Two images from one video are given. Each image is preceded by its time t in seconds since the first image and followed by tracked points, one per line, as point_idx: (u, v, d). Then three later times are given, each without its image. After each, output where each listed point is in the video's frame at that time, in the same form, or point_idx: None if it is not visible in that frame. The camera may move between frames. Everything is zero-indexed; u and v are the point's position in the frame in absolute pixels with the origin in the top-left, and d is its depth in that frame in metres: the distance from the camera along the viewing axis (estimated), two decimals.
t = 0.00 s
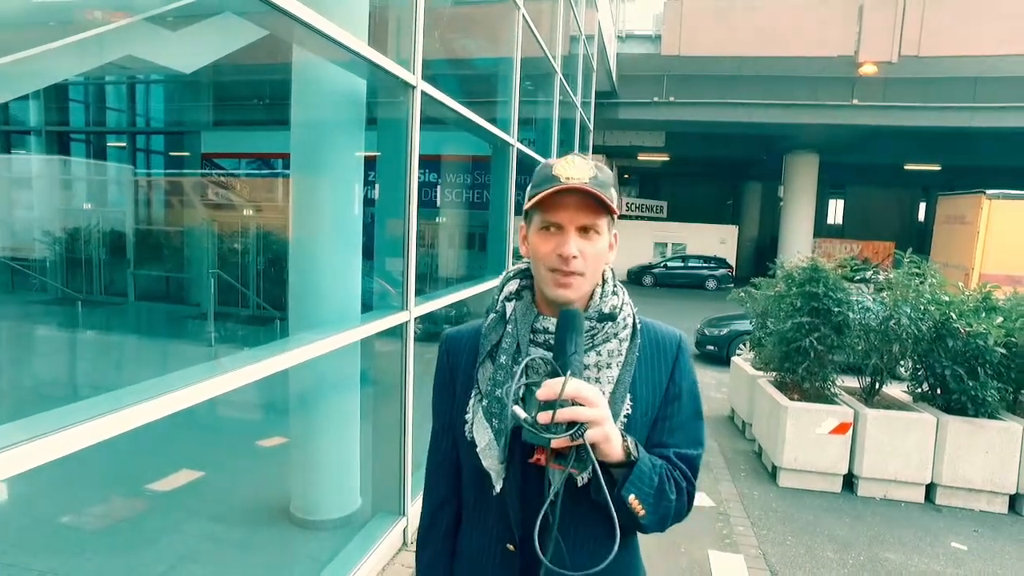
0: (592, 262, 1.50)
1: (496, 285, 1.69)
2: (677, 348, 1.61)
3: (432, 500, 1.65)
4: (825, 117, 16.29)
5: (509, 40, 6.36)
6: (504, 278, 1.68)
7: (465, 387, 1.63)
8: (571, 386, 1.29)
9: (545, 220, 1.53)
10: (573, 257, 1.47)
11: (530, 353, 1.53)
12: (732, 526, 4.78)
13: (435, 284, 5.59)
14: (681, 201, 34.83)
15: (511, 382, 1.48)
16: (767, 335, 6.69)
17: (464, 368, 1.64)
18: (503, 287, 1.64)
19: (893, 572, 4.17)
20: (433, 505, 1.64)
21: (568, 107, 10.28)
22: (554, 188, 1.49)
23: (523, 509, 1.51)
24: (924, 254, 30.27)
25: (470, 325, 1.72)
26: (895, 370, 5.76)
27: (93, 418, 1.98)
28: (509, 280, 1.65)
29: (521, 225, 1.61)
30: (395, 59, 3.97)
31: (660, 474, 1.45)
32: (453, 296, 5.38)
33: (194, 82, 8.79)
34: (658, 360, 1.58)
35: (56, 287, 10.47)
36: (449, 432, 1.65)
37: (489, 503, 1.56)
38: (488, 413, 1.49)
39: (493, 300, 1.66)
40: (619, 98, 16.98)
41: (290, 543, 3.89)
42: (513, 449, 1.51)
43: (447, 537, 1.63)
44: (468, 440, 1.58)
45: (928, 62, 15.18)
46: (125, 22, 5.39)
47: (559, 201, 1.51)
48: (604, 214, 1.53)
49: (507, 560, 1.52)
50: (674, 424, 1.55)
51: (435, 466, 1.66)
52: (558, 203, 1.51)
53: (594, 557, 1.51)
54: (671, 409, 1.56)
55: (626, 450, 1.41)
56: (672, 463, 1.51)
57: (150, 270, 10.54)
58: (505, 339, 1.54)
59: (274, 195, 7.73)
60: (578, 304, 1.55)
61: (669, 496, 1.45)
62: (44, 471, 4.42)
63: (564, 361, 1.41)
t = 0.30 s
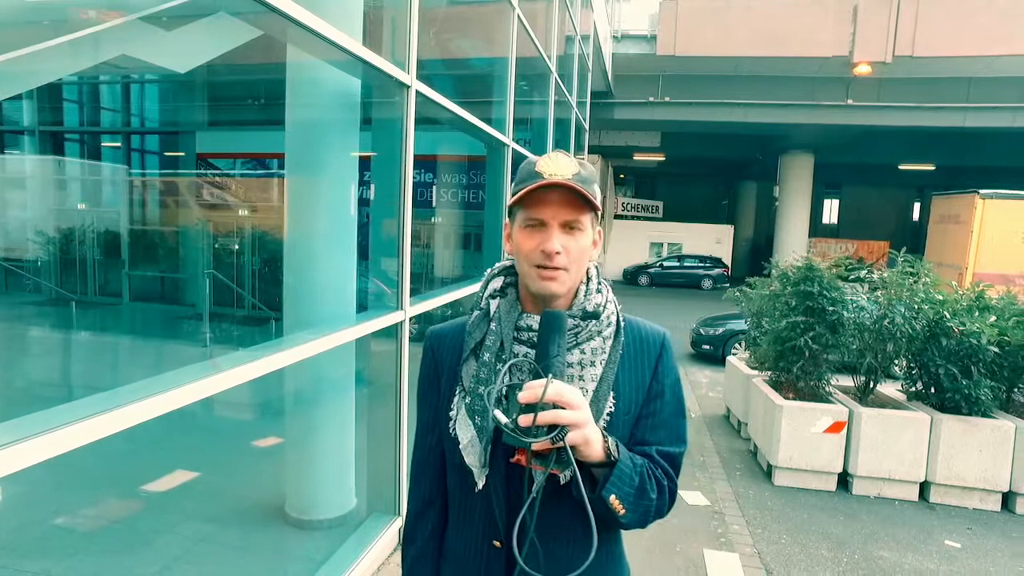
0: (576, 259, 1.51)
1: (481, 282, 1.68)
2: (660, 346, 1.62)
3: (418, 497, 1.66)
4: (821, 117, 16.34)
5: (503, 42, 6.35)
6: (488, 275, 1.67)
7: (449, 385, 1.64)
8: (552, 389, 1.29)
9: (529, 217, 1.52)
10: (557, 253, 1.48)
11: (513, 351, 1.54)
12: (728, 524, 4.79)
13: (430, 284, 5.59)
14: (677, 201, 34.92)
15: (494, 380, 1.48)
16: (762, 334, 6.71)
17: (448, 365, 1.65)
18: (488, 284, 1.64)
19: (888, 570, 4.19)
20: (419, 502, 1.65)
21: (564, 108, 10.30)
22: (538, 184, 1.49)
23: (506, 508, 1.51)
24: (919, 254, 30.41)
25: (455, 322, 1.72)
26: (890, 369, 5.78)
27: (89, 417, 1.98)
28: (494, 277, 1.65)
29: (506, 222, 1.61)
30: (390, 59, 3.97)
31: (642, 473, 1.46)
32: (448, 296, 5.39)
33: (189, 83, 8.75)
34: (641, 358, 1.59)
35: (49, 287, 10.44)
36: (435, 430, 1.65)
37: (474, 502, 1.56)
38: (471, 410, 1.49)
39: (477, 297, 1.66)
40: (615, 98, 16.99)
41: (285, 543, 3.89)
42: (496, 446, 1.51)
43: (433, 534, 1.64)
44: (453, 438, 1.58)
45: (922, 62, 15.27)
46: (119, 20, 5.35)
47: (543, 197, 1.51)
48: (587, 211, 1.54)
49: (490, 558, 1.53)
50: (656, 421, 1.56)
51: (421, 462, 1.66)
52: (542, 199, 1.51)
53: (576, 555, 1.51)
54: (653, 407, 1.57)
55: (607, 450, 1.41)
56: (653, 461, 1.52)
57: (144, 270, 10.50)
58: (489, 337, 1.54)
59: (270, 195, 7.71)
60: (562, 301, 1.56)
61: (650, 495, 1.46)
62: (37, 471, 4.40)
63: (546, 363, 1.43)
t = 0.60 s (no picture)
0: (566, 247, 1.50)
1: (471, 279, 1.68)
2: (652, 340, 1.62)
3: (411, 497, 1.65)
4: (817, 117, 16.37)
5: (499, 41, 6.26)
6: (479, 272, 1.67)
7: (441, 382, 1.63)
8: (546, 383, 1.29)
9: (518, 206, 1.53)
10: (547, 240, 1.47)
11: (505, 345, 1.53)
12: (724, 523, 4.80)
13: (426, 283, 5.59)
14: (674, 200, 34.95)
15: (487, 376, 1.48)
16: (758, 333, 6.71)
17: (440, 361, 1.64)
18: (478, 281, 1.64)
19: (883, 568, 4.20)
20: (412, 501, 1.65)
21: (560, 107, 10.31)
22: (526, 169, 1.51)
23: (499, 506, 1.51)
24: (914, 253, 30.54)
25: (446, 320, 1.71)
26: (886, 368, 5.79)
27: (81, 416, 1.96)
28: (484, 274, 1.64)
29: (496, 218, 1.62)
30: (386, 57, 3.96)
31: (636, 467, 1.46)
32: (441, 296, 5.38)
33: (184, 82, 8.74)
34: (633, 352, 1.58)
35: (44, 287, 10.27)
36: (427, 428, 1.64)
37: (466, 501, 1.56)
38: (465, 407, 1.50)
39: (468, 294, 1.66)
40: (610, 98, 17.03)
41: (281, 543, 3.88)
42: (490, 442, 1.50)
43: (426, 533, 1.64)
44: (445, 436, 1.57)
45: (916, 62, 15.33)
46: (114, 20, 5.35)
47: (531, 185, 1.52)
48: (576, 199, 1.55)
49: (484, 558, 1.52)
50: (649, 416, 1.56)
51: (413, 461, 1.66)
52: (530, 185, 1.52)
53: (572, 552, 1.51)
54: (647, 401, 1.56)
55: (602, 444, 1.41)
56: (647, 456, 1.52)
57: (139, 269, 10.47)
58: (481, 333, 1.54)
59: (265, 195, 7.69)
60: (553, 292, 1.54)
61: (644, 489, 1.46)
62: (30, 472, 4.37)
63: (539, 356, 1.43)
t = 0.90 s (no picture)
0: (564, 263, 1.51)
1: (463, 280, 1.68)
2: (642, 338, 1.62)
3: (403, 498, 1.65)
4: (813, 116, 16.40)
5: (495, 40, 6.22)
6: (469, 273, 1.67)
7: (433, 383, 1.63)
8: (538, 377, 1.29)
9: (518, 221, 1.51)
10: (547, 259, 1.48)
11: (497, 346, 1.53)
12: (721, 522, 4.80)
13: (423, 283, 5.58)
14: (671, 199, 34.94)
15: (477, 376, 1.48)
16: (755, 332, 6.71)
17: (431, 362, 1.65)
18: (470, 282, 1.64)
19: (879, 566, 4.21)
20: (405, 502, 1.65)
21: (557, 106, 10.30)
22: (528, 188, 1.48)
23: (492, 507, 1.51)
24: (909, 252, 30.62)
25: (437, 321, 1.71)
26: (882, 366, 5.80)
27: (77, 416, 1.96)
28: (476, 275, 1.64)
29: (490, 221, 1.59)
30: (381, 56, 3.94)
31: (627, 463, 1.46)
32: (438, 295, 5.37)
33: (180, 81, 8.70)
34: (623, 350, 1.59)
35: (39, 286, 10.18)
36: (419, 430, 1.64)
37: (459, 501, 1.56)
38: (456, 407, 1.49)
39: (459, 295, 1.66)
40: (607, 97, 17.01)
41: (277, 543, 3.87)
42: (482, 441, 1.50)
43: (419, 534, 1.64)
44: (438, 437, 1.57)
45: (911, 61, 15.40)
46: (108, 17, 5.27)
47: (532, 203, 1.50)
48: (576, 215, 1.53)
49: (477, 559, 1.52)
50: (639, 413, 1.56)
51: (405, 462, 1.65)
52: (531, 204, 1.50)
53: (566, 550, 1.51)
54: (637, 399, 1.57)
55: (592, 439, 1.42)
56: (639, 453, 1.52)
57: (135, 269, 10.43)
58: (472, 334, 1.54)
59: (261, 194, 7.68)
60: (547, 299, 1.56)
61: (636, 486, 1.46)
62: (25, 472, 4.35)
63: (530, 352, 1.44)
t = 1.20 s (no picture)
0: (558, 262, 1.51)
1: (459, 280, 1.67)
2: (639, 338, 1.62)
3: (402, 499, 1.65)
4: (810, 115, 16.42)
5: (493, 40, 6.23)
6: (465, 273, 1.66)
7: (431, 384, 1.62)
8: (531, 388, 1.29)
9: (510, 220, 1.51)
10: (540, 258, 1.47)
11: (493, 347, 1.52)
12: (719, 520, 4.81)
13: (420, 282, 5.57)
14: (668, 198, 34.97)
15: (474, 378, 1.48)
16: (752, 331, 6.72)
17: (428, 362, 1.65)
18: (466, 283, 1.63)
19: (876, 564, 4.22)
20: (403, 502, 1.65)
21: (554, 105, 10.28)
22: (520, 187, 1.48)
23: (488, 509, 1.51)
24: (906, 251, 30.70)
25: (434, 321, 1.71)
26: (879, 365, 5.81)
27: (73, 415, 1.95)
28: (471, 275, 1.64)
29: (484, 220, 1.60)
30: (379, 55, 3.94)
31: (622, 466, 1.46)
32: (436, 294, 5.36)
33: (176, 80, 8.67)
34: (619, 350, 1.59)
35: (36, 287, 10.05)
36: (417, 430, 1.63)
37: (457, 502, 1.56)
38: (453, 408, 1.49)
39: (455, 295, 1.65)
40: (605, 96, 17.00)
41: (275, 543, 3.86)
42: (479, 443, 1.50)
43: (418, 535, 1.64)
44: (435, 438, 1.57)
45: (908, 60, 15.42)
46: (104, 16, 5.18)
47: (524, 202, 1.50)
48: (570, 214, 1.53)
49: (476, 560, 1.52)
50: (636, 414, 1.57)
51: (404, 462, 1.65)
52: (523, 203, 1.50)
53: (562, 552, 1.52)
54: (633, 399, 1.57)
55: (586, 445, 1.41)
56: (635, 455, 1.53)
57: (132, 269, 10.40)
58: (468, 335, 1.54)
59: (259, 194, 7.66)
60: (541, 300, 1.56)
61: (630, 489, 1.46)
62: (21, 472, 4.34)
63: (523, 359, 1.43)
